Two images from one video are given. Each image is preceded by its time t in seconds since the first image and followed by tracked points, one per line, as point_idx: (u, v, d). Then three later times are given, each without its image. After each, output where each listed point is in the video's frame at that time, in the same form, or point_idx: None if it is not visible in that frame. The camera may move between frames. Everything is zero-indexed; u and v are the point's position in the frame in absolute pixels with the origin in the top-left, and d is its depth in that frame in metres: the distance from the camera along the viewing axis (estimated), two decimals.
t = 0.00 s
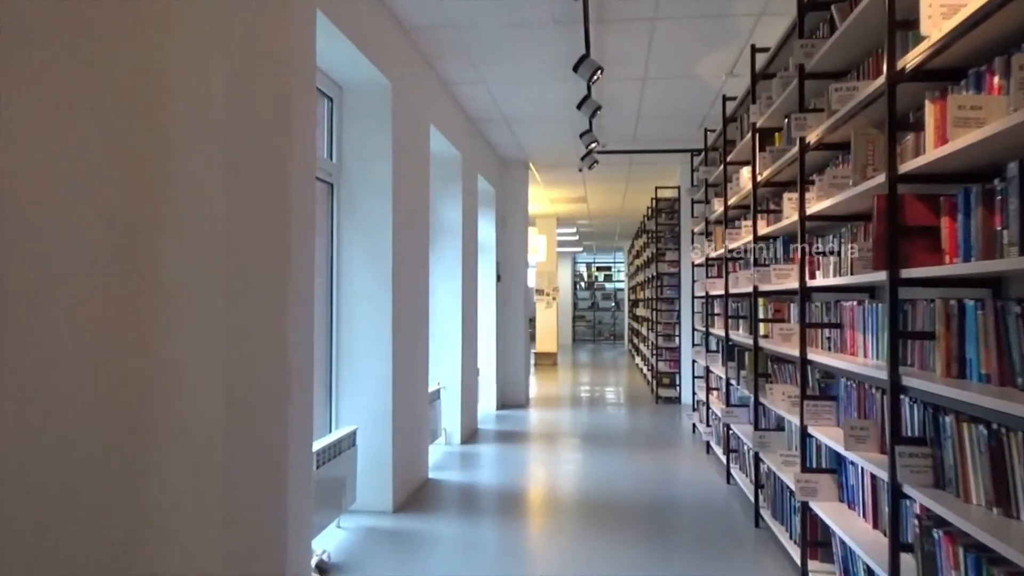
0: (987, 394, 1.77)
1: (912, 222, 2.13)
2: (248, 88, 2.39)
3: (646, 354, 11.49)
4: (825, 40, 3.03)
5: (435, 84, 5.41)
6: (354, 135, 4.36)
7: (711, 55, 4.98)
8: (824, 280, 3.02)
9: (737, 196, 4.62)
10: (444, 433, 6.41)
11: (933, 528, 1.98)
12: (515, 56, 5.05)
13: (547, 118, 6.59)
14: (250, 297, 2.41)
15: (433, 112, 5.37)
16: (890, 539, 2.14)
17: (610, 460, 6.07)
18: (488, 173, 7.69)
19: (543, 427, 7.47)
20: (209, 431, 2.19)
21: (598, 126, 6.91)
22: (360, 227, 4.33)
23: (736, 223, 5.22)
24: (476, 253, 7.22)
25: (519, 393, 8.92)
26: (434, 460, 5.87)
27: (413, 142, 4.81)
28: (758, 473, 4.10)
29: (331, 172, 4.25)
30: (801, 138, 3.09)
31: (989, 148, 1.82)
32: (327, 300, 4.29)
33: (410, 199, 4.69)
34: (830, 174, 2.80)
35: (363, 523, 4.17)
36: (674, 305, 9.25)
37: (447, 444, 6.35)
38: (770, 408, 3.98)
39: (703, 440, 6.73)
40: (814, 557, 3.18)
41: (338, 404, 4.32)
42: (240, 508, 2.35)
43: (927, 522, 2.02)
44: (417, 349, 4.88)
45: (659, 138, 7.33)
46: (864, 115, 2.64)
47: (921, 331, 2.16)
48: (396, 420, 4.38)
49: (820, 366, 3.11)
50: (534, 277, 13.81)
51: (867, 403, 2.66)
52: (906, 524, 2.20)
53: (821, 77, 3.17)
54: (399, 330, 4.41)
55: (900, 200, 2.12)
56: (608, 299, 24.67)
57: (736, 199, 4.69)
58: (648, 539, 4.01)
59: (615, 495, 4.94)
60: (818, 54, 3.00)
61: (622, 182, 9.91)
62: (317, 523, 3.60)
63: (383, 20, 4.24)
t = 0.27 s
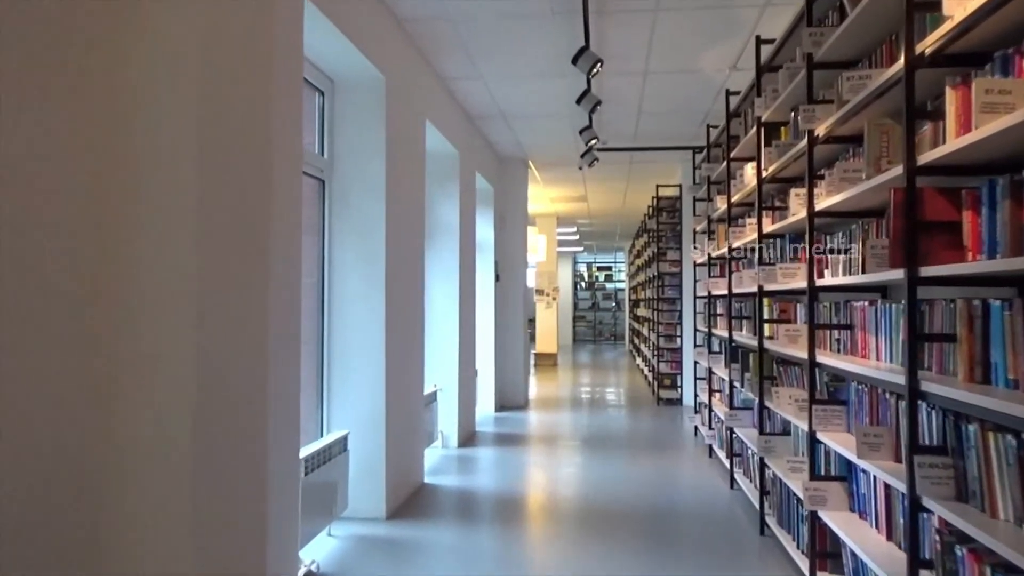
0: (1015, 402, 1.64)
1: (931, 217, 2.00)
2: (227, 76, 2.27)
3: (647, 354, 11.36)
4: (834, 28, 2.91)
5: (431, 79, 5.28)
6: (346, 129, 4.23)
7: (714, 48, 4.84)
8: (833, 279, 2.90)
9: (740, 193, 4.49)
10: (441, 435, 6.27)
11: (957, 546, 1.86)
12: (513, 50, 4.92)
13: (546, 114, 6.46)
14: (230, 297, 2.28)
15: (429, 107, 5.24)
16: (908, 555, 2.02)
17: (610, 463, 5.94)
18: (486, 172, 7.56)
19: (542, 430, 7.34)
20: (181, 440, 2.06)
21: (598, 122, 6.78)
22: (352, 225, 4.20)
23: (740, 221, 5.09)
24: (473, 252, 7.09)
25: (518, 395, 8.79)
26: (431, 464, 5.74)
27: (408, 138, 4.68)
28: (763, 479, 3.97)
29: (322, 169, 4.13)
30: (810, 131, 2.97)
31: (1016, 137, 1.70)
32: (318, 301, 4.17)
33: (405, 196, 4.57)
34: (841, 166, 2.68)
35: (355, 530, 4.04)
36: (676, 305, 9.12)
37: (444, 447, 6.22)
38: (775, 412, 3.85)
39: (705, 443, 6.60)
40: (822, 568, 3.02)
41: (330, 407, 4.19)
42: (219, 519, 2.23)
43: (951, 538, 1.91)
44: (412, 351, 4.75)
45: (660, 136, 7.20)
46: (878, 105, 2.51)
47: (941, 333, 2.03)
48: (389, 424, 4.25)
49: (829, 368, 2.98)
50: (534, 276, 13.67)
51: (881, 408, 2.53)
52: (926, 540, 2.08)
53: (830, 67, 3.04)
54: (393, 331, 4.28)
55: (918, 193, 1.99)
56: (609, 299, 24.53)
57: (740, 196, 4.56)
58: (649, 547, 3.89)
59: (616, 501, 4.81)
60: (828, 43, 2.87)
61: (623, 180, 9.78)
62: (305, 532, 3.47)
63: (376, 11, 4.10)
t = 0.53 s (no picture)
0: None
1: (949, 213, 1.89)
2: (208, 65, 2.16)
3: (648, 355, 11.25)
4: (842, 18, 2.80)
5: (428, 75, 5.17)
6: (340, 125, 4.13)
7: (716, 42, 4.74)
8: (842, 278, 2.79)
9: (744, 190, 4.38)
10: (438, 438, 6.16)
11: (978, 562, 1.77)
12: (511, 45, 4.82)
13: (545, 111, 6.35)
14: (210, 297, 2.18)
15: (425, 103, 5.14)
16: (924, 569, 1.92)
17: (611, 467, 5.83)
18: (485, 170, 7.45)
19: (542, 432, 7.23)
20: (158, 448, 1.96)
21: (598, 120, 6.67)
22: (345, 223, 4.09)
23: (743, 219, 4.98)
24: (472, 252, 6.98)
25: (517, 396, 8.68)
26: (427, 467, 5.64)
27: (403, 134, 4.57)
28: (768, 484, 3.87)
29: (314, 165, 4.02)
30: (817, 125, 2.86)
31: None
32: (310, 300, 4.06)
33: (400, 194, 4.46)
34: (852, 161, 2.57)
35: (346, 537, 3.94)
36: (677, 306, 9.01)
37: (441, 450, 6.11)
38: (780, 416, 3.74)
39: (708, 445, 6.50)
40: None
41: (322, 409, 4.09)
42: (199, 530, 2.13)
43: (970, 552, 1.83)
44: (408, 352, 4.64)
45: (661, 133, 7.09)
46: (890, 97, 2.39)
47: (958, 335, 1.93)
48: (383, 428, 4.15)
49: (837, 371, 2.87)
50: (534, 276, 13.57)
51: (892, 414, 2.42)
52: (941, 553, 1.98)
53: (838, 58, 2.93)
54: (387, 332, 4.18)
55: (935, 187, 1.89)
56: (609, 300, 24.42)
57: (743, 194, 4.45)
58: (649, 554, 3.79)
59: (616, 505, 4.70)
60: (836, 33, 2.76)
61: (623, 180, 9.68)
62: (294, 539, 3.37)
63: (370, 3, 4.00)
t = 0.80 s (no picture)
0: None
1: (975, 206, 1.75)
2: (181, 48, 2.02)
3: (649, 355, 11.11)
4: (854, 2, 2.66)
5: (423, 70, 5.04)
6: (330, 120, 3.99)
7: (720, 35, 4.60)
8: (854, 277, 2.65)
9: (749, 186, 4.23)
10: (434, 441, 6.02)
11: None
12: (508, 38, 4.68)
13: (544, 107, 6.22)
14: (181, 298, 2.04)
15: (420, 98, 5.00)
16: None
17: (612, 471, 5.70)
18: (483, 168, 7.32)
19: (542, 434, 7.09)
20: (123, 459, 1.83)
21: (599, 115, 6.53)
22: (336, 220, 3.95)
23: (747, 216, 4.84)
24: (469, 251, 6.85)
25: (516, 398, 8.54)
26: (423, 471, 5.50)
27: (397, 129, 4.44)
28: (774, 491, 3.73)
29: (303, 160, 3.88)
30: (827, 115, 2.71)
31: None
32: (299, 300, 3.92)
33: (394, 190, 4.33)
34: (866, 152, 2.42)
35: (334, 546, 3.79)
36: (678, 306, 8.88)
37: (437, 454, 5.97)
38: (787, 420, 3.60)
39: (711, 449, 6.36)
40: None
41: (311, 414, 3.95)
42: (174, 543, 2.00)
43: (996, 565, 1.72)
44: (402, 354, 4.51)
45: (661, 130, 6.95)
46: (906, 84, 2.25)
47: (985, 338, 1.79)
48: (376, 432, 4.01)
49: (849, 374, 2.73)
50: (534, 276, 13.43)
51: (910, 420, 2.28)
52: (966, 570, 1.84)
53: (849, 46, 2.79)
54: (380, 333, 4.04)
55: (960, 178, 1.74)
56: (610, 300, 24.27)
57: (748, 190, 4.31)
58: (651, 562, 3.65)
59: (616, 511, 4.57)
60: (848, 18, 2.62)
61: (624, 178, 9.53)
62: (280, 550, 3.23)
63: None
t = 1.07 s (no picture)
0: None
1: (998, 199, 1.63)
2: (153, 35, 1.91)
3: (649, 356, 11.00)
4: None
5: (418, 65, 4.93)
6: (321, 115, 3.88)
7: (722, 28, 4.49)
8: (864, 276, 2.54)
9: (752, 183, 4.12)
10: (431, 443, 5.91)
11: None
12: (505, 32, 4.58)
13: (542, 103, 6.11)
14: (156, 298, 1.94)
15: (415, 93, 4.89)
16: None
17: (611, 474, 5.59)
18: (480, 166, 7.20)
19: (540, 436, 6.98)
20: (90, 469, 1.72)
21: (598, 112, 6.42)
22: (328, 218, 3.84)
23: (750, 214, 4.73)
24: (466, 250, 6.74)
25: (515, 399, 8.42)
26: (419, 474, 5.39)
27: (391, 125, 4.33)
28: (778, 497, 3.62)
29: (294, 156, 3.77)
30: (836, 107, 2.60)
31: None
32: (289, 300, 3.81)
33: (387, 187, 4.22)
34: (877, 145, 2.31)
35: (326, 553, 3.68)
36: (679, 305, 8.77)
37: (433, 457, 5.86)
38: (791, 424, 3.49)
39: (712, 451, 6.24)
40: None
41: (302, 417, 3.84)
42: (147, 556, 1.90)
43: None
44: (396, 356, 4.40)
45: (662, 126, 6.84)
46: (921, 72, 2.14)
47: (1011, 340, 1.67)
48: (368, 435, 3.90)
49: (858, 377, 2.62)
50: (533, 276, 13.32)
51: (925, 426, 2.17)
52: None
53: (858, 35, 2.68)
54: (372, 334, 3.93)
55: (983, 170, 1.63)
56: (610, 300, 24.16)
57: (750, 187, 4.20)
58: (651, 570, 3.55)
59: (616, 516, 4.46)
60: (857, 6, 2.51)
61: (624, 176, 9.42)
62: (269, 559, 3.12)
63: None
